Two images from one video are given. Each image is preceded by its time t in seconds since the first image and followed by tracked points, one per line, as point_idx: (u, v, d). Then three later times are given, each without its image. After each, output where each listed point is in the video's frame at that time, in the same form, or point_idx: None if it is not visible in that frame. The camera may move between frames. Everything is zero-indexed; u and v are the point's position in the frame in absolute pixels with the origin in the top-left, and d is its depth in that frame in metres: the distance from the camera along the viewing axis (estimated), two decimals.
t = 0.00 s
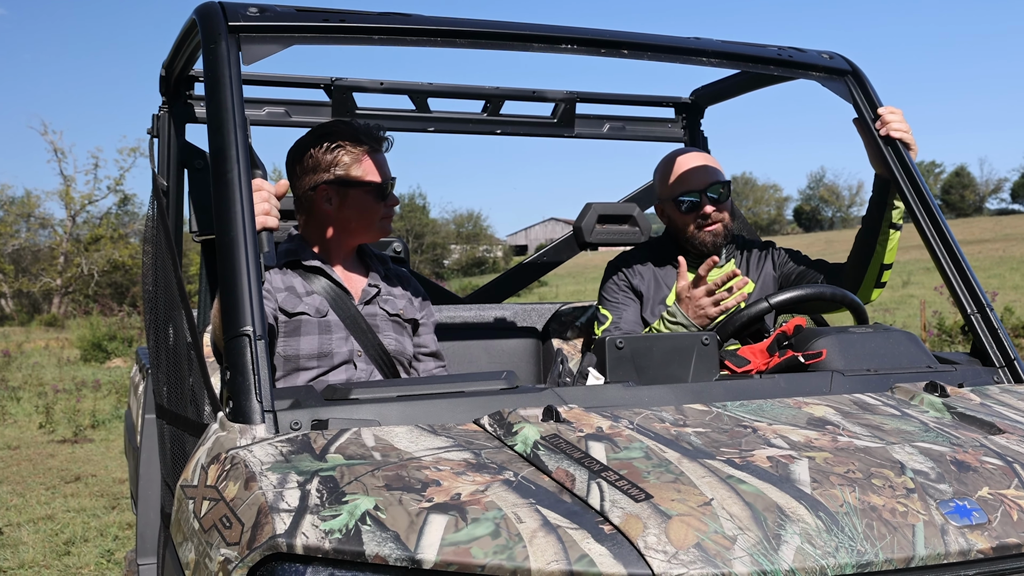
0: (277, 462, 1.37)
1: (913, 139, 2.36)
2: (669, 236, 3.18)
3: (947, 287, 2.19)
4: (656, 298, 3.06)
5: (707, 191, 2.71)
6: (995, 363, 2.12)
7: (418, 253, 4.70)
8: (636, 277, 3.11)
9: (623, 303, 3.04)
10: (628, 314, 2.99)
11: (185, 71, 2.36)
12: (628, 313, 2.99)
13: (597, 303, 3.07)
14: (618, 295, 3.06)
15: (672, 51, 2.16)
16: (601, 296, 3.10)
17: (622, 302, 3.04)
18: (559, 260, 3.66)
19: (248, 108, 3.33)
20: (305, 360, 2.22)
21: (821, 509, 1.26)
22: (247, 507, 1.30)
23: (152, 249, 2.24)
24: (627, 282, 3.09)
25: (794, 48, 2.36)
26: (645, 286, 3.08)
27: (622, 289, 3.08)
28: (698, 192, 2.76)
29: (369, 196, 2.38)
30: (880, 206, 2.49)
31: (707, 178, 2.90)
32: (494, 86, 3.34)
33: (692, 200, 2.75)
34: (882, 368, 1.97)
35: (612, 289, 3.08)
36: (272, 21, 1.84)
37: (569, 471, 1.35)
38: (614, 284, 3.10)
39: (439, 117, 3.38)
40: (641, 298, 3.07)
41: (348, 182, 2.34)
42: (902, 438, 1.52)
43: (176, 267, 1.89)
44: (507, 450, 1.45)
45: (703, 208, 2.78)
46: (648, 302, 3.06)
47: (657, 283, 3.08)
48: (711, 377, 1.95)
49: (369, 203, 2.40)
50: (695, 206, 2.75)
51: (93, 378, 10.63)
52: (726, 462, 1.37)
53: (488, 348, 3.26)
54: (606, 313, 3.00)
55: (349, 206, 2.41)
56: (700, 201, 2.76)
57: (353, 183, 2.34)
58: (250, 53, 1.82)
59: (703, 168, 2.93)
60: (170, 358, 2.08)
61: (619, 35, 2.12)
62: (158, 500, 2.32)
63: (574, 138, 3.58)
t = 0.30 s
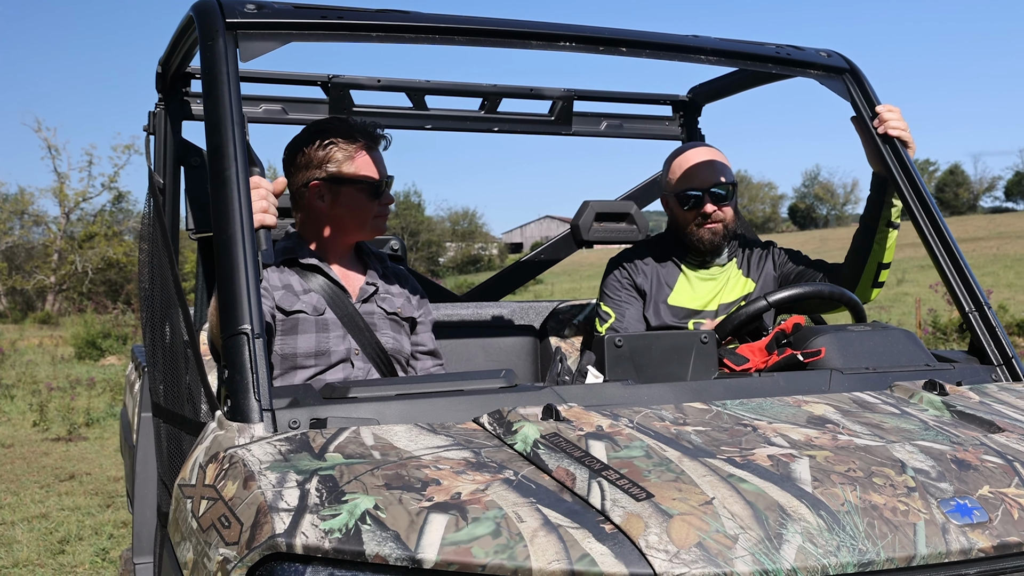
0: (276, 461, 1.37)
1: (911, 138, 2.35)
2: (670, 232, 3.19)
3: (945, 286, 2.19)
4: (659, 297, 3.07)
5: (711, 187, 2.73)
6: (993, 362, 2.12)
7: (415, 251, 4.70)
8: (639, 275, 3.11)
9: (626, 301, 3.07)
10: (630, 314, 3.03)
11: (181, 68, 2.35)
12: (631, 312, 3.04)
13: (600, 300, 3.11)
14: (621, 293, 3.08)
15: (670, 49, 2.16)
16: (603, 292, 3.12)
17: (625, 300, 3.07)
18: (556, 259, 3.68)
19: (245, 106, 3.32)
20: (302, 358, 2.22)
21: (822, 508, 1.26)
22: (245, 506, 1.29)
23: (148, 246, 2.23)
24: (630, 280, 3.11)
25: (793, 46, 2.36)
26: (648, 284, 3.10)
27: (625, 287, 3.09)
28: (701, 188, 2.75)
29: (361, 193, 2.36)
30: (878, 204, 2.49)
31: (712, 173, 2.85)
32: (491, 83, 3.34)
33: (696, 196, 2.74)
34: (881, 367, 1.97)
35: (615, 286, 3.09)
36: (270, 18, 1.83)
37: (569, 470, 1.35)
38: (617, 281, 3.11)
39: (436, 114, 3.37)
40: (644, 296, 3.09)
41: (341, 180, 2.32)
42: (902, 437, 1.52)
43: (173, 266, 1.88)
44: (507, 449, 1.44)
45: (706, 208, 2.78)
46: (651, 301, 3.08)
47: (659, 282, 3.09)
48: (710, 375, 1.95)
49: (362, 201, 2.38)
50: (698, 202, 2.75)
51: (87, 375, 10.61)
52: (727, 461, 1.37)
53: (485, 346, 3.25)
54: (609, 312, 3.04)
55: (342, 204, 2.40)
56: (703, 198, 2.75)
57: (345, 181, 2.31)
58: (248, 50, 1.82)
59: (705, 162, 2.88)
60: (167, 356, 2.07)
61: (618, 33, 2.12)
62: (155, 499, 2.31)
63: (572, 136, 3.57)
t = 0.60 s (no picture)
0: (279, 458, 1.36)
1: (912, 135, 2.35)
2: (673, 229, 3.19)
3: (947, 283, 2.19)
4: (660, 292, 3.06)
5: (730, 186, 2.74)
6: (996, 360, 2.11)
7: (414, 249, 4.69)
8: (640, 270, 3.12)
9: (626, 295, 3.08)
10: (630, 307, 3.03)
11: (181, 65, 2.34)
12: (632, 305, 3.04)
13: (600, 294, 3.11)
14: (622, 287, 3.09)
15: (672, 46, 2.15)
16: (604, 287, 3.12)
17: (625, 294, 3.07)
18: (556, 256, 3.69)
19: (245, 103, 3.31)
20: (302, 356, 2.21)
21: (828, 506, 1.25)
22: (248, 504, 1.29)
23: (148, 243, 2.22)
24: (631, 274, 3.11)
25: (794, 43, 2.35)
26: (649, 278, 3.10)
27: (626, 281, 3.10)
28: (719, 183, 2.77)
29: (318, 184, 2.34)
30: (879, 201, 2.48)
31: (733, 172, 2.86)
32: (491, 81, 3.33)
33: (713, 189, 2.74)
34: (883, 365, 1.97)
35: (615, 280, 3.09)
36: (271, 14, 1.82)
37: (573, 468, 1.34)
38: (618, 277, 3.11)
39: (437, 112, 3.36)
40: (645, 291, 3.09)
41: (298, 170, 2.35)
42: (907, 435, 1.51)
43: (173, 263, 1.87)
44: (510, 447, 1.44)
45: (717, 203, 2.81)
46: (652, 295, 3.08)
47: (660, 277, 3.09)
48: (712, 373, 1.95)
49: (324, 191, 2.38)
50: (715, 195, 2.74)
51: (86, 373, 10.59)
52: (731, 458, 1.37)
53: (485, 344, 3.25)
54: (609, 304, 3.03)
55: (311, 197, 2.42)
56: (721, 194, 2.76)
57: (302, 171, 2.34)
58: (249, 47, 1.81)
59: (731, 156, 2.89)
60: (167, 353, 2.07)
61: (619, 30, 2.11)
62: (155, 496, 2.31)
63: (572, 134, 3.57)
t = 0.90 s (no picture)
0: (280, 456, 1.35)
1: (914, 131, 2.34)
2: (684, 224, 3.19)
3: (949, 280, 2.18)
4: (667, 288, 3.05)
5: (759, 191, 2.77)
6: (998, 357, 2.11)
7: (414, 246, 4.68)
8: (648, 264, 3.08)
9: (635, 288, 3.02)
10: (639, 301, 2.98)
11: (181, 61, 2.33)
12: (641, 298, 3.00)
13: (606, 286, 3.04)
14: (631, 280, 3.03)
15: (674, 42, 2.15)
16: (610, 279, 3.04)
17: (634, 286, 3.03)
18: (556, 253, 3.67)
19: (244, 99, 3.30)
20: (302, 354, 2.20)
21: (833, 503, 1.25)
22: (250, 501, 1.28)
23: (146, 239, 2.21)
24: (640, 268, 3.07)
25: (796, 39, 2.34)
26: (656, 272, 3.07)
27: (635, 274, 3.05)
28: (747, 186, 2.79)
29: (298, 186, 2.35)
30: (880, 198, 2.48)
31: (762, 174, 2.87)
32: (492, 78, 3.32)
33: (739, 187, 2.77)
34: (886, 361, 1.96)
35: (625, 273, 3.04)
36: (272, 10, 1.81)
37: (577, 465, 1.34)
38: (627, 270, 3.05)
39: (437, 108, 3.35)
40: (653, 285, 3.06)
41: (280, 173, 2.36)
42: (911, 432, 1.51)
43: (172, 259, 1.86)
44: (513, 444, 1.43)
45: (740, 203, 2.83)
46: (658, 290, 3.05)
47: (668, 273, 3.07)
48: (715, 370, 1.94)
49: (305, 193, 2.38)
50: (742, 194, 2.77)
51: (83, 371, 10.58)
52: (736, 455, 1.36)
53: (485, 342, 3.24)
54: (619, 296, 2.97)
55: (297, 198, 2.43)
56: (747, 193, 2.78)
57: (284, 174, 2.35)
58: (250, 42, 1.80)
59: (761, 157, 2.88)
60: (166, 350, 2.05)
61: (621, 26, 2.10)
62: (154, 495, 2.31)
63: (572, 131, 3.56)
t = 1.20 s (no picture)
0: (280, 457, 1.34)
1: (914, 130, 2.33)
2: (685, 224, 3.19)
3: (950, 280, 2.17)
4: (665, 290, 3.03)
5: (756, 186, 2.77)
6: (1000, 357, 2.10)
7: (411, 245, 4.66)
8: (646, 266, 3.07)
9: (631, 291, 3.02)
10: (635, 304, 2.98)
11: (179, 58, 2.32)
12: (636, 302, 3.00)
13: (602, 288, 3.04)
14: (628, 283, 3.02)
15: (675, 40, 2.13)
16: (608, 280, 3.04)
17: (630, 289, 3.02)
18: (556, 253, 3.66)
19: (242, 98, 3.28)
20: (300, 354, 2.18)
21: (840, 504, 1.24)
22: (250, 503, 1.26)
23: (142, 238, 2.19)
24: (638, 270, 3.06)
25: (797, 38, 2.33)
26: (654, 274, 3.05)
27: (632, 276, 3.04)
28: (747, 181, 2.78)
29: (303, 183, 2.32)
30: (880, 198, 2.48)
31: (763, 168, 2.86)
32: (490, 76, 3.30)
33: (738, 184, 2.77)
34: (888, 361, 1.95)
35: (622, 275, 3.03)
36: (270, 7, 1.79)
37: (581, 466, 1.32)
38: (624, 272, 3.04)
39: (436, 107, 3.34)
40: (651, 287, 3.05)
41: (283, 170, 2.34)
42: (916, 432, 1.50)
43: (169, 258, 1.84)
44: (516, 444, 1.42)
45: (739, 196, 2.82)
46: (656, 292, 3.04)
47: (667, 274, 3.06)
48: (717, 370, 1.93)
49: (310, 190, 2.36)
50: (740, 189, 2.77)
51: (77, 371, 10.54)
52: (741, 456, 1.35)
53: (484, 341, 3.25)
54: (613, 299, 2.96)
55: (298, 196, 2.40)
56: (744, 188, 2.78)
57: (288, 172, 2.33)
58: (248, 40, 1.78)
59: (762, 154, 2.87)
60: (163, 350, 2.04)
61: (622, 24, 2.09)
62: (150, 495, 2.30)
63: (571, 130, 3.55)
